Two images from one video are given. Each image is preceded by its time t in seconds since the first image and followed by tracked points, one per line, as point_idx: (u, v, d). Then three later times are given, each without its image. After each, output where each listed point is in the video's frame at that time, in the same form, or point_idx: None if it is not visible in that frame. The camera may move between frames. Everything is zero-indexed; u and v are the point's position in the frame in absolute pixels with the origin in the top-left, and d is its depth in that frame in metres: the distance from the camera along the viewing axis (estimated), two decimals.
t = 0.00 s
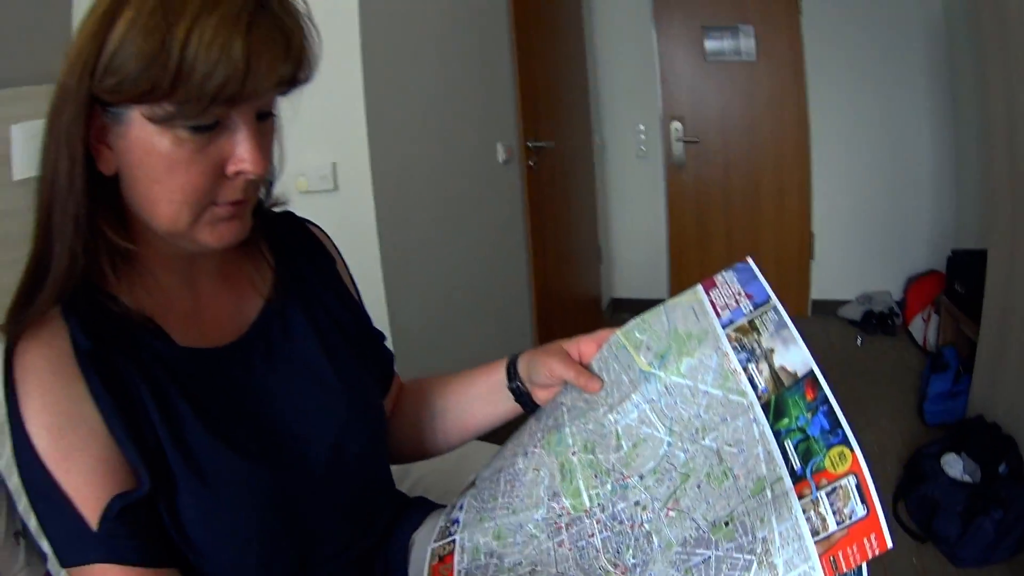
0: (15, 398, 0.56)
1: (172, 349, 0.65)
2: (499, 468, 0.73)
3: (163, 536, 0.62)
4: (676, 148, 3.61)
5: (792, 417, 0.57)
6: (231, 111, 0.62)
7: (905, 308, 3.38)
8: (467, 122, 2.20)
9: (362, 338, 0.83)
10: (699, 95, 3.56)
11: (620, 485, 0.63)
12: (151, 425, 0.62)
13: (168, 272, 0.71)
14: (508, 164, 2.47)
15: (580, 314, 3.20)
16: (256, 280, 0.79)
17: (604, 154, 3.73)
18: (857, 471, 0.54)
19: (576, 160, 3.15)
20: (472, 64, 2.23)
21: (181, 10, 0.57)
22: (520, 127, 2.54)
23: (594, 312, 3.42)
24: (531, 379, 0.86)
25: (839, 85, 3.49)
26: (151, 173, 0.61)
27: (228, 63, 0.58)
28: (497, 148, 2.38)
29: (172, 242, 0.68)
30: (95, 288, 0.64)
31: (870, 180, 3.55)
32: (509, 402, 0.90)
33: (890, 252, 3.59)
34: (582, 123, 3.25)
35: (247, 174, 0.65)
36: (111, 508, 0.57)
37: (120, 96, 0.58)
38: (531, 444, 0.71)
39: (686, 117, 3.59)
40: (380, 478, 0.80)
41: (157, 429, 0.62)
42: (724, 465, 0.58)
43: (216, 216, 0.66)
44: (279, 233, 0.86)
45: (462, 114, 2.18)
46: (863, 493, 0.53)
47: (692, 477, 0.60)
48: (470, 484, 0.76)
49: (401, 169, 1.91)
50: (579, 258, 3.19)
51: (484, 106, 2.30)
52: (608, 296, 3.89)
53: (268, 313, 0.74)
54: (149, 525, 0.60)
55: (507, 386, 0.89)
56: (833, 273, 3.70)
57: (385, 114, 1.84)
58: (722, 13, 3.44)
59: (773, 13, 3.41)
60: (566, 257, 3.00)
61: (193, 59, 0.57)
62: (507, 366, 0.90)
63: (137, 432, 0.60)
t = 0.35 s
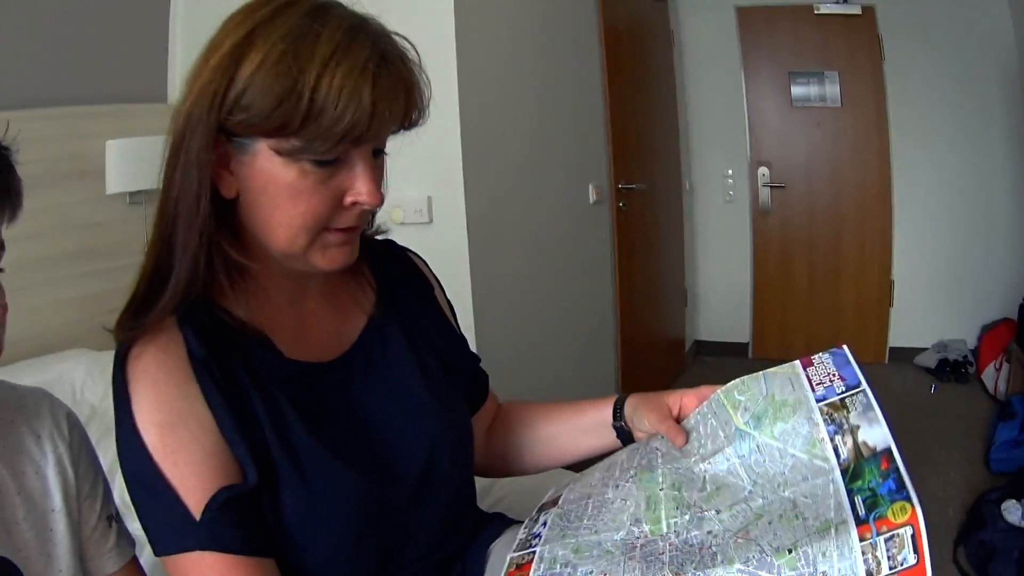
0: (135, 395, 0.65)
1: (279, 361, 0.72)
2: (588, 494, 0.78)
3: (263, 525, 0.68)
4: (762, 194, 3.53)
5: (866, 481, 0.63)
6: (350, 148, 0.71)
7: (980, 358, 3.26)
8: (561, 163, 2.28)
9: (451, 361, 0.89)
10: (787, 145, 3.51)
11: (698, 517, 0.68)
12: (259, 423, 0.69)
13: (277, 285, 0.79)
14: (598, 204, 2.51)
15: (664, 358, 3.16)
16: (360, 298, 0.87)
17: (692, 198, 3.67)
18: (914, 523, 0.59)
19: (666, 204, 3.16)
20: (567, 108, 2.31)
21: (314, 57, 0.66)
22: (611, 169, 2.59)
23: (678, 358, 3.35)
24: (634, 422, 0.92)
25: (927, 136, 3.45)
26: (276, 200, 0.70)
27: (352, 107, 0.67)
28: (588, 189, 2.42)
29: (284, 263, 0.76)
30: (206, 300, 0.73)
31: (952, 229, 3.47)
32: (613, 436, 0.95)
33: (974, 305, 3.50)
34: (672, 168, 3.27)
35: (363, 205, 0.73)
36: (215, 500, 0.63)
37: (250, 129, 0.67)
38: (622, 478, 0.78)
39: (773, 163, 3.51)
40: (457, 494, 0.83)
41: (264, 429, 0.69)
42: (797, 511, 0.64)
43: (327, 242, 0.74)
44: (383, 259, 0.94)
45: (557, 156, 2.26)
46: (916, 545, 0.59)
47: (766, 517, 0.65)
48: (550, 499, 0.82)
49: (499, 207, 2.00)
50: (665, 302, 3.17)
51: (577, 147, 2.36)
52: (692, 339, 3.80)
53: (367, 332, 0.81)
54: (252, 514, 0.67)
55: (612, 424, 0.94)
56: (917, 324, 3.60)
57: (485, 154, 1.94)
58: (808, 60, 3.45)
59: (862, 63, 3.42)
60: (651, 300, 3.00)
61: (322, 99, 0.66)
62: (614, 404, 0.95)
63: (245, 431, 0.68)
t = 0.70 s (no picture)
0: (189, 401, 0.70)
1: (325, 373, 0.76)
2: (605, 514, 0.82)
3: (299, 524, 0.71)
4: (799, 232, 3.47)
5: (840, 494, 0.64)
6: (398, 188, 0.75)
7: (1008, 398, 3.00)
8: (601, 193, 2.32)
9: (483, 385, 0.91)
10: (825, 182, 3.47)
11: (688, 531, 0.71)
12: (300, 431, 0.73)
13: (322, 305, 0.84)
14: (636, 239, 2.56)
15: (696, 391, 3.13)
16: (399, 321, 0.91)
17: (728, 235, 3.63)
18: (877, 537, 0.56)
19: (703, 238, 3.17)
20: (610, 142, 2.38)
21: (371, 105, 0.71)
22: (650, 202, 2.63)
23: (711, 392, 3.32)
24: (656, 448, 0.93)
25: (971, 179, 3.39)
26: (329, 230, 0.75)
27: (403, 152, 0.72)
28: (627, 224, 2.49)
29: (332, 287, 0.80)
30: (259, 318, 0.77)
31: (993, 272, 3.40)
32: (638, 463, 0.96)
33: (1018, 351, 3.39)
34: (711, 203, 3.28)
35: (407, 240, 0.78)
36: (252, 498, 0.67)
37: (311, 165, 0.71)
38: (636, 499, 0.82)
39: (809, 201, 3.47)
40: (481, 506, 0.86)
41: (306, 437, 0.73)
42: (775, 525, 0.66)
43: (372, 270, 0.78)
44: (422, 283, 0.98)
45: (598, 187, 2.30)
46: (879, 562, 0.54)
47: (748, 531, 0.67)
48: (571, 518, 0.86)
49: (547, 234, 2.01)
50: (699, 334, 3.15)
51: (618, 180, 2.42)
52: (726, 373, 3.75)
53: (406, 351, 0.85)
54: (289, 514, 0.70)
55: (637, 451, 0.95)
56: (952, 369, 3.49)
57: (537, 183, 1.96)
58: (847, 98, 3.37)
59: (898, 103, 3.35)
60: (686, 332, 2.98)
61: (375, 145, 0.71)
62: (641, 432, 0.97)
63: (287, 438, 0.71)
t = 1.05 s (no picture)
0: (232, 381, 0.72)
1: (358, 356, 0.78)
2: (622, 499, 0.84)
3: (335, 499, 0.73)
4: (822, 228, 3.50)
5: (842, 526, 0.66)
6: (411, 171, 0.77)
7: None
8: (625, 191, 2.33)
9: (509, 372, 0.91)
10: (848, 178, 3.46)
11: (695, 533, 0.73)
12: (336, 410, 0.74)
13: (355, 294, 0.85)
14: (661, 237, 2.57)
15: (721, 388, 3.12)
16: (428, 316, 0.92)
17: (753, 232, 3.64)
18: (863, 564, 0.60)
19: (727, 236, 3.16)
20: (634, 140, 2.40)
21: (381, 97, 0.75)
22: (674, 202, 2.65)
23: (735, 389, 3.30)
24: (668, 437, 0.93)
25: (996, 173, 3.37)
26: (351, 216, 0.77)
27: (411, 136, 0.75)
28: (652, 222, 2.49)
29: (362, 273, 0.82)
30: (293, 302, 0.80)
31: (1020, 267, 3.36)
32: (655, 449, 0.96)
33: None
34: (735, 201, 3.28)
35: (425, 223, 0.78)
36: (291, 467, 0.68)
37: (331, 154, 0.76)
38: (652, 492, 0.83)
39: (832, 198, 3.48)
40: (507, 499, 0.86)
41: (343, 414, 0.74)
42: (774, 539, 0.68)
43: (396, 254, 0.80)
44: (451, 277, 0.99)
45: (621, 184, 2.30)
46: None
47: (747, 541, 0.70)
48: (592, 500, 0.87)
49: (572, 231, 2.02)
50: (724, 331, 3.14)
51: (642, 178, 2.44)
52: (749, 370, 3.73)
53: (436, 339, 0.86)
54: (324, 485, 0.71)
55: (654, 438, 0.95)
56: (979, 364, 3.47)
57: (561, 180, 1.96)
58: (867, 95, 3.43)
59: (920, 99, 3.38)
60: (711, 329, 2.98)
61: (385, 131, 0.74)
62: (658, 420, 0.96)
63: (324, 415, 0.73)
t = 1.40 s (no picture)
0: (288, 355, 0.73)
1: (412, 330, 0.78)
2: (676, 463, 0.86)
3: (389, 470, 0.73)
4: (851, 226, 3.42)
5: (879, 428, 0.61)
6: (467, 147, 0.77)
7: None
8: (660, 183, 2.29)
9: (559, 353, 0.92)
10: (878, 177, 3.40)
11: (743, 474, 0.72)
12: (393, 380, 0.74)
13: (408, 267, 0.85)
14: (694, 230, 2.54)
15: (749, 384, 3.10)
16: (483, 295, 0.91)
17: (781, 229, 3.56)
18: (907, 468, 0.53)
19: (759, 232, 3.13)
20: (668, 131, 2.35)
21: (438, 75, 0.75)
22: (710, 194, 2.60)
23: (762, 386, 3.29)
24: (710, 400, 0.94)
25: None
26: (408, 192, 0.77)
27: (467, 112, 0.75)
28: (686, 215, 2.47)
29: (418, 247, 0.82)
30: (353, 278, 0.81)
31: None
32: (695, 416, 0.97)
33: None
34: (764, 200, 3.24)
35: (481, 196, 0.77)
36: (345, 434, 0.69)
37: (389, 131, 0.76)
38: (701, 452, 0.84)
39: (863, 194, 3.41)
40: (554, 491, 0.86)
41: (398, 384, 0.74)
42: (818, 460, 0.64)
43: (454, 228, 0.79)
44: (502, 262, 1.00)
45: (655, 175, 2.26)
46: (905, 488, 0.51)
47: (793, 468, 0.66)
48: (647, 474, 0.88)
49: (608, 220, 1.97)
50: (753, 329, 3.12)
51: (676, 170, 2.40)
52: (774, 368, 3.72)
53: (488, 317, 0.86)
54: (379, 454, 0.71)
55: (695, 406, 0.96)
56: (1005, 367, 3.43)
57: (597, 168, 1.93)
58: (897, 94, 3.33)
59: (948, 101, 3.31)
60: (741, 326, 2.95)
61: (440, 107, 0.74)
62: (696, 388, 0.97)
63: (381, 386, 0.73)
